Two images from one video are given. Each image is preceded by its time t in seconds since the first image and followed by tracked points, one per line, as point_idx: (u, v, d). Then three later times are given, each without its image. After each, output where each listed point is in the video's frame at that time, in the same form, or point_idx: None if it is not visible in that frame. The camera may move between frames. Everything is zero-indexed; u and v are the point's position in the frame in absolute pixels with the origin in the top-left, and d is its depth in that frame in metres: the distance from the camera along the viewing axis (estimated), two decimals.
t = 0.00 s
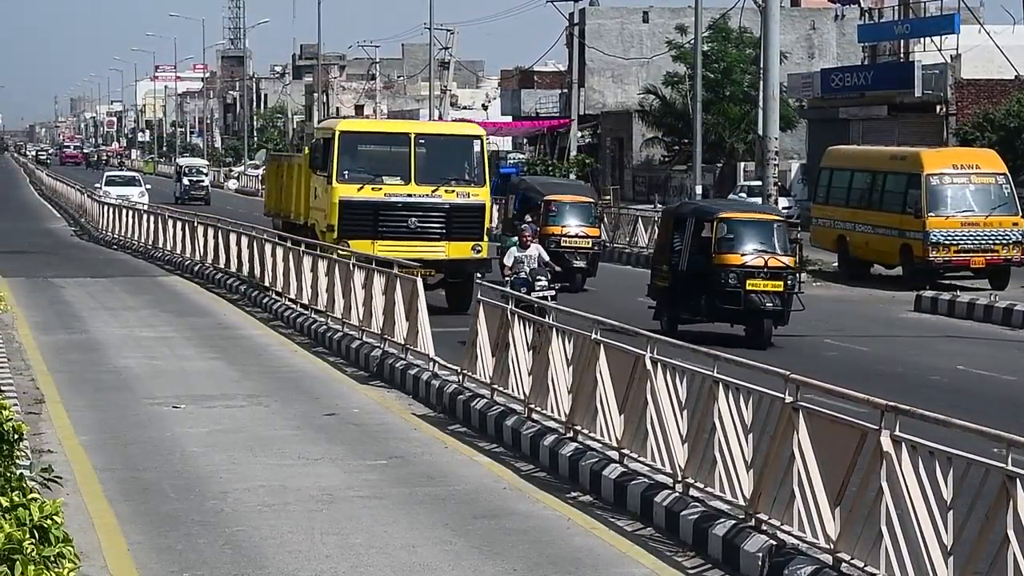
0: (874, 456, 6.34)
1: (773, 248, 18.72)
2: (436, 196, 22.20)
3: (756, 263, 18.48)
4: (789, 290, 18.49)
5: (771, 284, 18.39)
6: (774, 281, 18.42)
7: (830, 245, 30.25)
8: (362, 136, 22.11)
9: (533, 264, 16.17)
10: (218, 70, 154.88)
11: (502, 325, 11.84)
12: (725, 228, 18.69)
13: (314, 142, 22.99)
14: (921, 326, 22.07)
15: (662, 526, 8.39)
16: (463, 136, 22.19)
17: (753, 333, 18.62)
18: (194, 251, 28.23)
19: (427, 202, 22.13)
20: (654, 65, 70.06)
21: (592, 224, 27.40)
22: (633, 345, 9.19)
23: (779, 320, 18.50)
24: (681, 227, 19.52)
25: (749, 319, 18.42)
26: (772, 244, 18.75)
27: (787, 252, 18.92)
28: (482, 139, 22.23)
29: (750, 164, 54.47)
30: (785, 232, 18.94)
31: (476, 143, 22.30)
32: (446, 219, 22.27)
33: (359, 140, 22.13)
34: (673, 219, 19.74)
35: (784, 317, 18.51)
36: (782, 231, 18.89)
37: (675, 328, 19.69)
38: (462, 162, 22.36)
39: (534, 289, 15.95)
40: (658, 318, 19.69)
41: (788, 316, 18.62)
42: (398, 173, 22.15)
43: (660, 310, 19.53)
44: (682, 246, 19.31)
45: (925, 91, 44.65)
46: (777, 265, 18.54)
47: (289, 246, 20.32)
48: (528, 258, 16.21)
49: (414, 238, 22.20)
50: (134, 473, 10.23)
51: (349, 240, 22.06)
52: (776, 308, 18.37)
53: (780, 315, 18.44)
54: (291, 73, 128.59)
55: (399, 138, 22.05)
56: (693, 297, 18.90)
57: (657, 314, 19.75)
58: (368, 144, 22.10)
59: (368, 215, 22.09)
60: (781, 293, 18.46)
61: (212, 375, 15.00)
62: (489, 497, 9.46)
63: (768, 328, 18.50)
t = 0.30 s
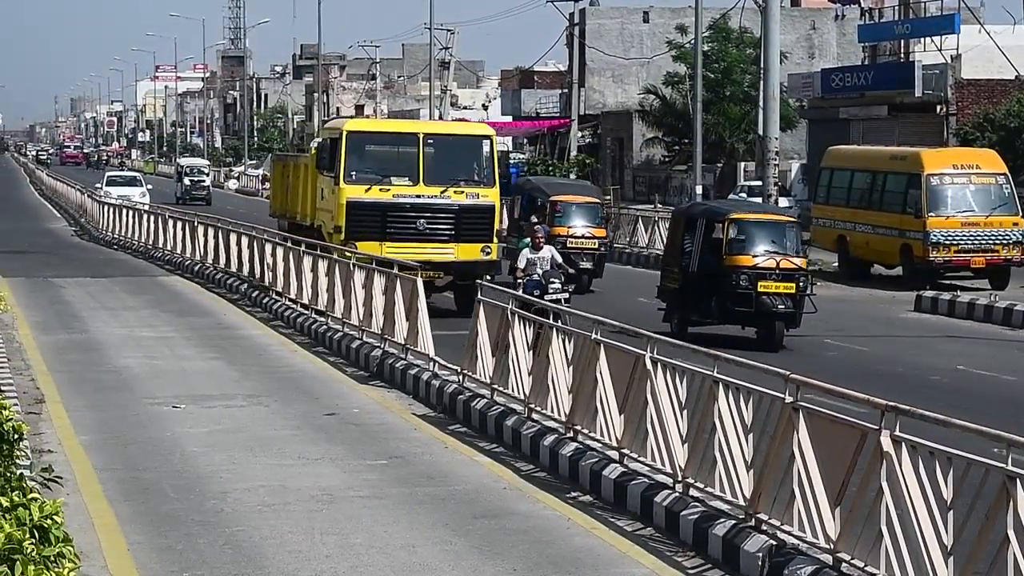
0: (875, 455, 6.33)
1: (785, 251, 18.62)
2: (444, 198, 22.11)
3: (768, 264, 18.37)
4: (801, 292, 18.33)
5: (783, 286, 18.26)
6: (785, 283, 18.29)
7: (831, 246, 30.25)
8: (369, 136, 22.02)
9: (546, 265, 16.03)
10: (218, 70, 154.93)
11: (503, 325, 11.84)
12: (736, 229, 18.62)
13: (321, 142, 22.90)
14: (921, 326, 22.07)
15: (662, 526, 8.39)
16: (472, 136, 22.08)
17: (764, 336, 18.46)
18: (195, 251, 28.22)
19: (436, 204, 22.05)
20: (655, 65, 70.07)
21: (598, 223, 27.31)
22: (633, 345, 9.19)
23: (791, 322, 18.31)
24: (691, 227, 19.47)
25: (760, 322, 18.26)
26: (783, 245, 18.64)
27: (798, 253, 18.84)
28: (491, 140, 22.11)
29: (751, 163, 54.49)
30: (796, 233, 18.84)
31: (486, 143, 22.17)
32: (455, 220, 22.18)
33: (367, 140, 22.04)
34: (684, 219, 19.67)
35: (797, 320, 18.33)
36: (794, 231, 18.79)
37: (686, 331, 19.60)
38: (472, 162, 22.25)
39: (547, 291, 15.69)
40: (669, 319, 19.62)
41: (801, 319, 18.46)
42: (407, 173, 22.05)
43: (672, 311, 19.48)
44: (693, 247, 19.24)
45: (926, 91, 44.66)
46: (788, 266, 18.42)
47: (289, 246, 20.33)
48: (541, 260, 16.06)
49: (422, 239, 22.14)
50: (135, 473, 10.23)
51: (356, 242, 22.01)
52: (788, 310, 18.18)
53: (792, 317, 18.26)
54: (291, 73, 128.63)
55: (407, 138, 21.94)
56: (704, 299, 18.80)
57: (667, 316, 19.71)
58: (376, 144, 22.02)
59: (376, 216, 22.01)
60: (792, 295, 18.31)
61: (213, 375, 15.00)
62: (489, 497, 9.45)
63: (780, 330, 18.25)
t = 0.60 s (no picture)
0: (874, 456, 6.33)
1: (791, 252, 18.52)
2: (449, 198, 22.01)
3: (774, 265, 18.27)
4: (808, 293, 18.24)
5: (789, 287, 18.17)
6: (791, 284, 18.20)
7: (831, 246, 30.23)
8: (373, 136, 21.94)
9: (552, 267, 15.76)
10: (219, 70, 155.00)
11: (503, 324, 11.85)
12: (742, 230, 18.53)
13: (325, 142, 22.82)
14: (921, 326, 22.06)
15: (663, 526, 8.38)
16: (477, 136, 22.01)
17: (770, 338, 18.33)
18: (195, 251, 28.19)
19: (440, 205, 21.97)
20: (655, 65, 70.07)
21: (601, 224, 27.38)
22: (634, 345, 9.20)
23: (797, 324, 18.20)
24: (697, 228, 19.36)
25: (766, 323, 18.15)
26: (789, 247, 18.57)
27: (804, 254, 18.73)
28: (496, 140, 22.02)
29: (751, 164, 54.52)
30: (802, 234, 18.75)
31: (490, 143, 22.08)
32: (460, 221, 22.09)
33: (371, 140, 21.95)
34: (688, 220, 19.56)
35: (803, 321, 18.23)
36: (800, 232, 18.71)
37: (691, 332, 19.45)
38: (476, 162, 22.15)
39: (553, 292, 15.55)
40: (674, 321, 19.48)
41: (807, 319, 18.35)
42: (411, 174, 21.96)
43: (676, 312, 19.34)
44: (698, 248, 19.12)
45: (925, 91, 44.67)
46: (794, 267, 18.33)
47: (289, 246, 20.32)
48: (547, 261, 15.80)
49: (426, 240, 22.04)
50: (135, 473, 10.22)
51: (359, 243, 21.92)
52: (795, 311, 18.04)
53: (799, 318, 18.14)
54: (291, 73, 128.67)
55: (411, 138, 21.88)
56: (709, 300, 18.66)
57: (671, 318, 19.58)
58: (379, 144, 21.93)
59: (380, 217, 21.91)
60: (798, 296, 18.21)
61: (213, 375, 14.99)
62: (490, 496, 9.46)
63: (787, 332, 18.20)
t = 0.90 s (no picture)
0: (873, 456, 6.33)
1: (803, 253, 18.24)
2: (458, 199, 21.87)
3: (786, 267, 17.99)
4: (820, 294, 17.91)
5: (801, 288, 17.85)
6: (803, 285, 17.88)
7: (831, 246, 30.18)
8: (380, 136, 21.79)
9: (566, 269, 15.47)
10: (220, 70, 154.94)
11: (503, 324, 11.85)
12: (753, 230, 18.26)
13: (333, 141, 22.71)
14: (921, 326, 22.07)
15: (663, 526, 8.38)
16: (486, 136, 21.84)
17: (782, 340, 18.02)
18: (195, 251, 28.16)
19: (449, 206, 21.83)
20: (655, 65, 70.05)
21: (606, 225, 27.36)
22: (634, 345, 9.20)
23: (809, 326, 17.89)
24: (708, 229, 19.09)
25: (778, 325, 17.85)
26: (801, 248, 18.30)
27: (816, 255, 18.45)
28: (505, 139, 21.86)
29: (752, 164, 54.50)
30: (814, 235, 18.48)
31: (500, 143, 21.91)
32: (469, 222, 21.94)
33: (378, 140, 21.81)
34: (699, 221, 19.30)
35: (815, 324, 17.90)
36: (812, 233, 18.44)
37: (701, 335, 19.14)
38: (486, 162, 21.99)
39: (567, 295, 15.32)
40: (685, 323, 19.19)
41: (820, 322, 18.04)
42: (420, 174, 21.82)
43: (686, 315, 19.06)
44: (708, 249, 18.86)
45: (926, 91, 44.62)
46: (806, 269, 18.05)
47: (289, 246, 20.33)
48: (561, 262, 15.50)
49: (434, 242, 21.91)
50: (135, 473, 10.22)
51: (367, 245, 21.83)
52: (807, 313, 17.73)
53: (811, 320, 17.82)
54: (291, 73, 128.59)
55: (419, 139, 21.71)
56: (719, 301, 18.37)
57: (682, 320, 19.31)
58: (386, 144, 21.79)
59: (388, 218, 21.80)
60: (810, 298, 17.89)
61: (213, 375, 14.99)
62: (490, 496, 9.46)
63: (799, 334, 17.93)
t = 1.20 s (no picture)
0: (873, 456, 6.34)
1: (809, 253, 18.06)
2: (463, 199, 21.70)
3: (792, 267, 17.81)
4: (826, 295, 17.78)
5: (807, 289, 17.72)
6: (809, 286, 17.74)
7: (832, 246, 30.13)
8: (384, 136, 21.69)
9: (572, 270, 15.21)
10: (220, 70, 154.90)
11: (502, 324, 11.85)
12: (758, 231, 18.06)
13: (336, 142, 22.59)
14: (921, 326, 22.06)
15: (663, 526, 8.38)
16: (491, 136, 21.73)
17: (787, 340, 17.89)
18: (196, 251, 28.12)
19: (454, 206, 21.63)
20: (655, 65, 70.04)
21: (610, 225, 27.32)
22: (634, 345, 9.20)
23: (815, 327, 17.76)
24: (712, 229, 18.83)
25: (784, 326, 17.70)
26: (807, 248, 18.11)
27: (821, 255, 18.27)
28: (510, 139, 21.74)
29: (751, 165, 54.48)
30: (820, 234, 18.30)
31: (505, 143, 21.81)
32: (474, 224, 21.74)
33: (382, 140, 21.68)
34: (704, 220, 19.03)
35: (821, 324, 17.77)
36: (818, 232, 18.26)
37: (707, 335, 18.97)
38: (491, 163, 21.85)
39: (574, 296, 14.99)
40: (690, 324, 19.00)
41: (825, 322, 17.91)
42: (424, 174, 21.67)
43: (691, 315, 18.87)
44: (714, 250, 18.64)
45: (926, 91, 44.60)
46: (813, 269, 17.86)
47: (289, 246, 20.34)
48: (567, 263, 15.24)
49: (439, 243, 21.70)
50: (136, 473, 10.22)
51: (372, 245, 21.64)
52: (813, 314, 17.60)
53: (816, 321, 17.70)
54: (291, 73, 128.55)
55: (424, 138, 21.61)
56: (725, 302, 18.19)
57: (687, 321, 19.10)
58: (391, 144, 21.67)
59: (393, 219, 21.61)
60: (816, 299, 17.75)
61: (213, 375, 14.98)
62: (490, 496, 9.46)
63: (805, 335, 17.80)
